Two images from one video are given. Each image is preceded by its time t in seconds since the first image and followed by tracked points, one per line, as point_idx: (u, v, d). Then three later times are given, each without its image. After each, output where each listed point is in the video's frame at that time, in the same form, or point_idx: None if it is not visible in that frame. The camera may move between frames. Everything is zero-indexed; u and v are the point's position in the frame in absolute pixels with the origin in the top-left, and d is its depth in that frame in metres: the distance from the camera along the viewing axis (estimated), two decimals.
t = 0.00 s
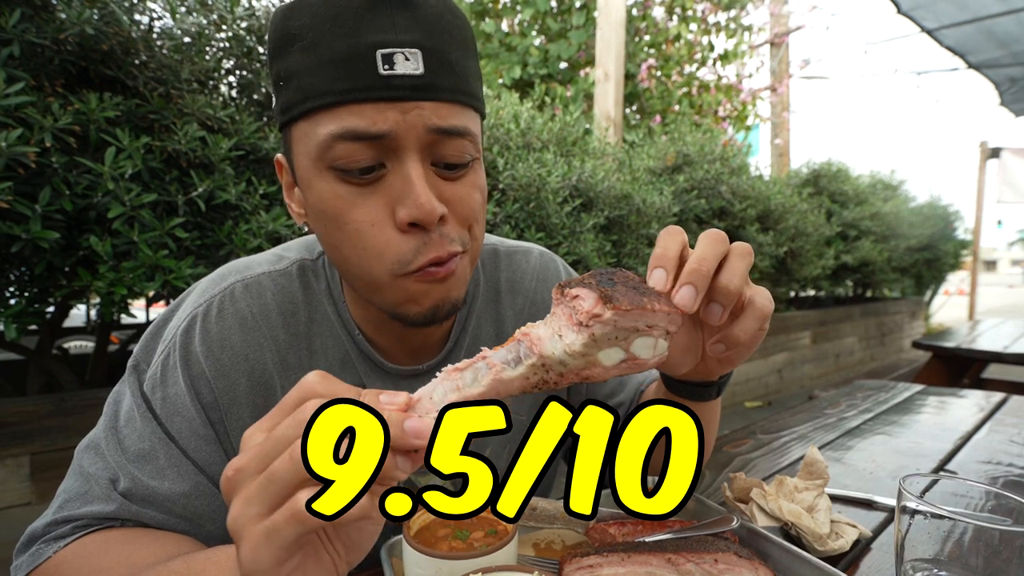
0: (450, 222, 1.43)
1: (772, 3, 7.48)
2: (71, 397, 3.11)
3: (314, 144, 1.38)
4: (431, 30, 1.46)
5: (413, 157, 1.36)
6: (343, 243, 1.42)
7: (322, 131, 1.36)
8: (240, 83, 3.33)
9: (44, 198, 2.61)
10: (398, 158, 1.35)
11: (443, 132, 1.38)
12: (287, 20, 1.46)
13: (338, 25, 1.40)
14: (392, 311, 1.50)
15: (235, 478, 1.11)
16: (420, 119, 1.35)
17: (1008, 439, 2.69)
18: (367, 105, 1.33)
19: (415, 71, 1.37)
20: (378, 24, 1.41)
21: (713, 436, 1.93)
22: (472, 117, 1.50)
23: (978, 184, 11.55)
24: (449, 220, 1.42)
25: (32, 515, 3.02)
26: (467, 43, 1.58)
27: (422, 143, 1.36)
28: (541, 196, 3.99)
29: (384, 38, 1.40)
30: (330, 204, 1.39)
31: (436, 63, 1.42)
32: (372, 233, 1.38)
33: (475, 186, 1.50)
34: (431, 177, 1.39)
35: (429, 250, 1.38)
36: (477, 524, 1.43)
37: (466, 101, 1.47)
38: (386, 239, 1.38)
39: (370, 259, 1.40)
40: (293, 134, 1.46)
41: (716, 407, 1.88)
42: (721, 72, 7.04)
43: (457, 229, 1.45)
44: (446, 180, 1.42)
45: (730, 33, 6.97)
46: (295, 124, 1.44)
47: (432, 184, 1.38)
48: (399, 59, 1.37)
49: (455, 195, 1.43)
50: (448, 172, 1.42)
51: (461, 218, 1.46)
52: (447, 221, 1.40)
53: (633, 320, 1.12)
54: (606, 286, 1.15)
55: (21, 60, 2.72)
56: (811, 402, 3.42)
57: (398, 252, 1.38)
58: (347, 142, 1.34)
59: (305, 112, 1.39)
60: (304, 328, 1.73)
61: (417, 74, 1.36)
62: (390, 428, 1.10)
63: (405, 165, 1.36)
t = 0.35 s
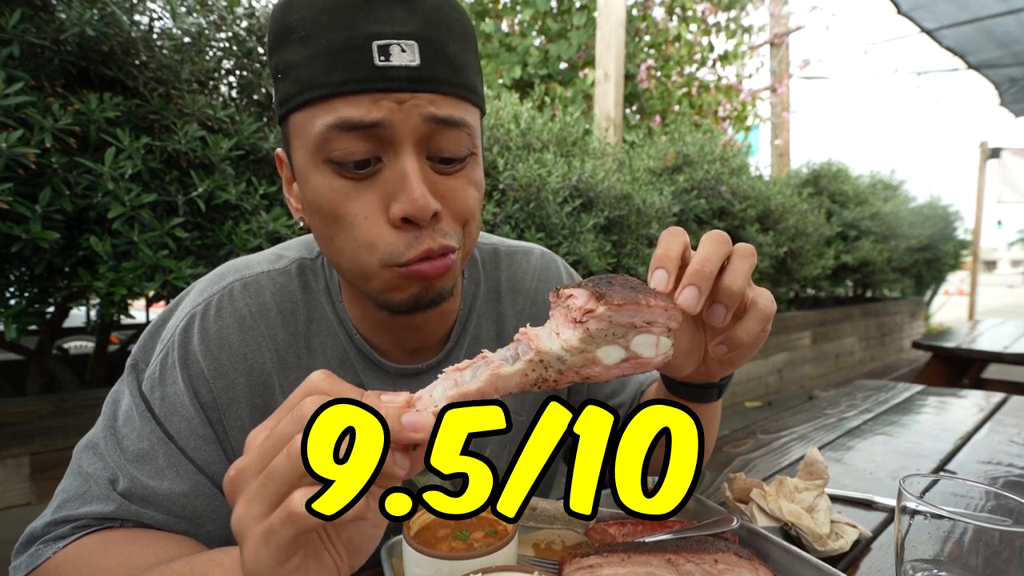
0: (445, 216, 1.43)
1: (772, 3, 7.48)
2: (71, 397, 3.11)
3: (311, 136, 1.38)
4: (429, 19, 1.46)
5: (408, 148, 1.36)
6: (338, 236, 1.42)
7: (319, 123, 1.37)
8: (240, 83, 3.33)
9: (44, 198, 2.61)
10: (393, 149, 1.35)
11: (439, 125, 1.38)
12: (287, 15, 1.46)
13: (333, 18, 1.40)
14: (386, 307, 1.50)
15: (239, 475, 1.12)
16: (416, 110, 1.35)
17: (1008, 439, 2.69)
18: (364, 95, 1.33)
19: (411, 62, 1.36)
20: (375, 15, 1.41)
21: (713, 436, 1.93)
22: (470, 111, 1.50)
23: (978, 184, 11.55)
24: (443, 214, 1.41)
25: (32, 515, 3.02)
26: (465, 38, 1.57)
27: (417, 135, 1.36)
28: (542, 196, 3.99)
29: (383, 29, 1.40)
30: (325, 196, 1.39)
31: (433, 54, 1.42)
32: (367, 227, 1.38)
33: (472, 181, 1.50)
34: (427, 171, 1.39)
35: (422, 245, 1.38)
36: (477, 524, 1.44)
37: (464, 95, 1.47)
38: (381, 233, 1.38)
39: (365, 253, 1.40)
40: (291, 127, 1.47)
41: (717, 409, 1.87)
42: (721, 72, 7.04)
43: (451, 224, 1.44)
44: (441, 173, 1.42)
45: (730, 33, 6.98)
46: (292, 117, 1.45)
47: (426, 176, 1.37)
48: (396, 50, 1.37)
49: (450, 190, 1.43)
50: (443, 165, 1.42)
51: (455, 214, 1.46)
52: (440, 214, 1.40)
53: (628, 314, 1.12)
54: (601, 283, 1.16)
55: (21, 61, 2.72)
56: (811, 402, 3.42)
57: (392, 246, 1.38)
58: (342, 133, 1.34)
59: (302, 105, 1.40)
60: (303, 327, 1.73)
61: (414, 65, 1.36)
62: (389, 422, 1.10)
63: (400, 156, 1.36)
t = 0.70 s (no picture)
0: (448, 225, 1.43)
1: (772, 3, 7.48)
2: (71, 397, 3.11)
3: (313, 145, 1.38)
4: (435, 26, 1.46)
5: (414, 158, 1.36)
6: (343, 247, 1.43)
7: (321, 133, 1.36)
8: (240, 83, 3.34)
9: (44, 198, 2.61)
10: (398, 159, 1.35)
11: (443, 134, 1.38)
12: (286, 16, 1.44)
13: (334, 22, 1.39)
14: (389, 314, 1.51)
15: (239, 477, 1.12)
16: (421, 120, 1.35)
17: (1008, 439, 2.69)
18: (368, 106, 1.33)
19: (416, 71, 1.36)
20: (378, 21, 1.40)
21: (714, 436, 1.91)
22: (474, 117, 1.50)
23: (978, 184, 11.55)
24: (448, 223, 1.42)
25: (32, 515, 3.02)
26: (467, 41, 1.56)
27: (422, 145, 1.36)
28: (541, 196, 3.99)
29: (388, 37, 1.39)
30: (329, 207, 1.39)
31: (438, 63, 1.41)
32: (372, 238, 1.38)
33: (476, 188, 1.51)
34: (432, 181, 1.39)
35: (425, 255, 1.39)
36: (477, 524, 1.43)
37: (468, 101, 1.47)
38: (385, 244, 1.38)
39: (371, 265, 1.40)
40: (291, 135, 1.46)
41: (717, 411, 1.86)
42: (721, 72, 7.04)
43: (455, 232, 1.45)
44: (444, 183, 1.43)
45: (730, 33, 6.97)
46: (293, 126, 1.43)
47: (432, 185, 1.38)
48: (400, 59, 1.36)
49: (454, 198, 1.44)
50: (447, 174, 1.43)
51: (459, 222, 1.47)
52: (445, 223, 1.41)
53: (631, 320, 1.11)
54: (605, 286, 1.14)
55: (21, 61, 2.71)
56: (811, 402, 3.42)
57: (397, 257, 1.39)
58: (346, 145, 1.34)
59: (303, 113, 1.39)
60: (304, 328, 1.73)
61: (418, 74, 1.36)
62: (390, 426, 1.10)
63: (405, 167, 1.36)
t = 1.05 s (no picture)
0: (409, 222, 1.34)
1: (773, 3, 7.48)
2: (71, 397, 3.12)
3: (280, 132, 1.39)
4: (396, 11, 1.38)
5: (364, 147, 1.30)
6: (304, 234, 1.41)
7: (285, 119, 1.37)
8: (240, 83, 3.34)
9: (44, 198, 2.61)
10: (349, 147, 1.31)
11: (402, 121, 1.31)
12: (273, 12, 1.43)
13: (315, 15, 1.37)
14: (348, 311, 1.45)
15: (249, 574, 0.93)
16: (372, 107, 1.29)
17: (1008, 439, 2.69)
18: (320, 92, 1.30)
19: (369, 56, 1.30)
20: (344, 10, 1.36)
21: (711, 440, 1.96)
22: (445, 110, 1.40)
23: (978, 184, 11.54)
24: (405, 219, 1.33)
25: (31, 515, 3.02)
26: (454, 33, 1.50)
27: (378, 132, 1.30)
28: (542, 196, 3.99)
29: (345, 24, 1.35)
30: (291, 193, 1.39)
31: (397, 46, 1.34)
32: (326, 226, 1.34)
33: (443, 185, 1.39)
34: (388, 171, 1.32)
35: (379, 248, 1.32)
36: (478, 524, 1.44)
37: (436, 92, 1.38)
38: (337, 232, 1.34)
39: (323, 254, 1.36)
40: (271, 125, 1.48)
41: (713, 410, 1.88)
42: (721, 72, 7.04)
43: (417, 231, 1.36)
44: (406, 175, 1.34)
45: (730, 33, 6.97)
46: (272, 118, 1.46)
47: (382, 176, 1.30)
48: (353, 44, 1.31)
49: (416, 193, 1.35)
50: (409, 167, 1.34)
51: (423, 220, 1.36)
52: (400, 219, 1.33)
53: (685, 337, 1.11)
54: (656, 302, 1.14)
55: (21, 61, 2.71)
56: (812, 402, 3.42)
57: (347, 247, 1.33)
58: (304, 130, 1.32)
59: (277, 103, 1.40)
60: (295, 330, 1.73)
61: (371, 59, 1.30)
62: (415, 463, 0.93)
63: (355, 155, 1.31)
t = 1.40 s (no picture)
0: (395, 225, 1.34)
1: (772, 3, 7.48)
2: (71, 397, 3.12)
3: (270, 132, 1.39)
4: (383, 7, 1.36)
5: (350, 151, 1.29)
6: (293, 235, 1.42)
7: (274, 118, 1.37)
8: (240, 83, 3.34)
9: (44, 198, 2.61)
10: (335, 150, 1.31)
11: (387, 124, 1.29)
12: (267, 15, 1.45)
13: (302, 15, 1.36)
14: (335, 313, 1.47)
15: None
16: (358, 110, 1.28)
17: (1008, 439, 2.69)
18: (306, 93, 1.29)
19: (351, 54, 1.28)
20: (330, 7, 1.34)
21: (711, 440, 1.97)
22: (438, 111, 1.38)
23: (978, 184, 11.54)
24: (390, 224, 1.33)
25: (31, 515, 3.02)
26: (450, 31, 1.48)
27: (362, 135, 1.29)
28: (541, 196, 3.99)
29: (329, 21, 1.34)
30: (280, 194, 1.40)
31: (382, 44, 1.31)
32: (313, 228, 1.36)
33: (432, 190, 1.37)
34: (372, 175, 1.31)
35: (362, 252, 1.33)
36: (478, 524, 1.44)
37: (428, 92, 1.35)
38: (322, 237, 1.35)
39: (310, 256, 1.38)
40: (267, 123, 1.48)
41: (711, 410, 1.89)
42: (721, 72, 7.04)
43: (403, 236, 1.35)
44: (392, 178, 1.33)
45: (730, 33, 6.97)
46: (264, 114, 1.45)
47: (367, 181, 1.30)
48: (336, 42, 1.30)
49: (403, 198, 1.34)
50: (396, 170, 1.33)
51: (410, 226, 1.35)
52: (385, 224, 1.32)
53: (677, 338, 1.14)
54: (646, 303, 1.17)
55: (21, 61, 2.71)
56: (811, 402, 3.42)
57: (331, 252, 1.34)
58: (289, 131, 1.32)
59: (268, 102, 1.39)
60: (295, 330, 1.72)
61: (354, 57, 1.28)
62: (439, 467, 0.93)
63: (341, 159, 1.31)
